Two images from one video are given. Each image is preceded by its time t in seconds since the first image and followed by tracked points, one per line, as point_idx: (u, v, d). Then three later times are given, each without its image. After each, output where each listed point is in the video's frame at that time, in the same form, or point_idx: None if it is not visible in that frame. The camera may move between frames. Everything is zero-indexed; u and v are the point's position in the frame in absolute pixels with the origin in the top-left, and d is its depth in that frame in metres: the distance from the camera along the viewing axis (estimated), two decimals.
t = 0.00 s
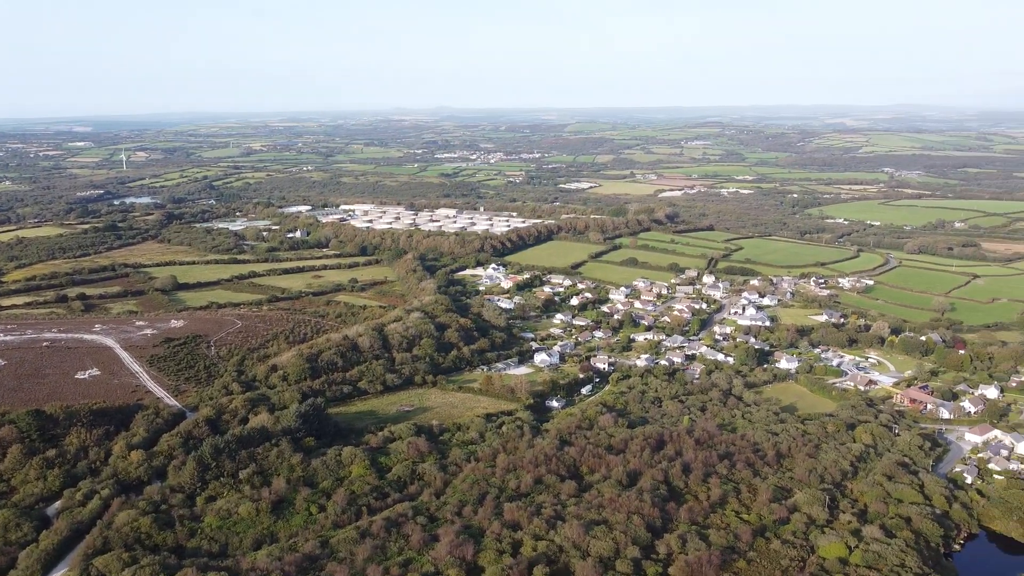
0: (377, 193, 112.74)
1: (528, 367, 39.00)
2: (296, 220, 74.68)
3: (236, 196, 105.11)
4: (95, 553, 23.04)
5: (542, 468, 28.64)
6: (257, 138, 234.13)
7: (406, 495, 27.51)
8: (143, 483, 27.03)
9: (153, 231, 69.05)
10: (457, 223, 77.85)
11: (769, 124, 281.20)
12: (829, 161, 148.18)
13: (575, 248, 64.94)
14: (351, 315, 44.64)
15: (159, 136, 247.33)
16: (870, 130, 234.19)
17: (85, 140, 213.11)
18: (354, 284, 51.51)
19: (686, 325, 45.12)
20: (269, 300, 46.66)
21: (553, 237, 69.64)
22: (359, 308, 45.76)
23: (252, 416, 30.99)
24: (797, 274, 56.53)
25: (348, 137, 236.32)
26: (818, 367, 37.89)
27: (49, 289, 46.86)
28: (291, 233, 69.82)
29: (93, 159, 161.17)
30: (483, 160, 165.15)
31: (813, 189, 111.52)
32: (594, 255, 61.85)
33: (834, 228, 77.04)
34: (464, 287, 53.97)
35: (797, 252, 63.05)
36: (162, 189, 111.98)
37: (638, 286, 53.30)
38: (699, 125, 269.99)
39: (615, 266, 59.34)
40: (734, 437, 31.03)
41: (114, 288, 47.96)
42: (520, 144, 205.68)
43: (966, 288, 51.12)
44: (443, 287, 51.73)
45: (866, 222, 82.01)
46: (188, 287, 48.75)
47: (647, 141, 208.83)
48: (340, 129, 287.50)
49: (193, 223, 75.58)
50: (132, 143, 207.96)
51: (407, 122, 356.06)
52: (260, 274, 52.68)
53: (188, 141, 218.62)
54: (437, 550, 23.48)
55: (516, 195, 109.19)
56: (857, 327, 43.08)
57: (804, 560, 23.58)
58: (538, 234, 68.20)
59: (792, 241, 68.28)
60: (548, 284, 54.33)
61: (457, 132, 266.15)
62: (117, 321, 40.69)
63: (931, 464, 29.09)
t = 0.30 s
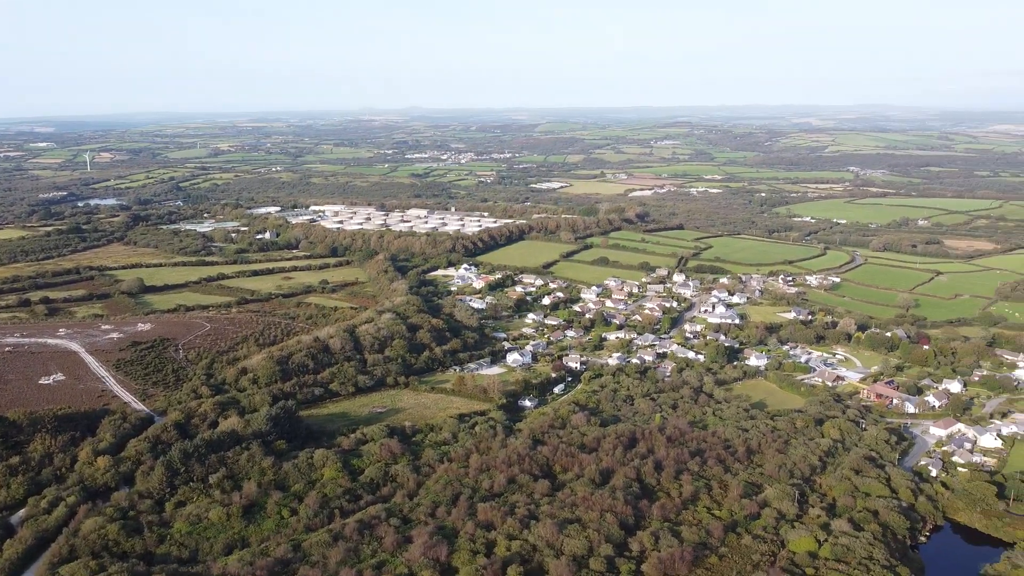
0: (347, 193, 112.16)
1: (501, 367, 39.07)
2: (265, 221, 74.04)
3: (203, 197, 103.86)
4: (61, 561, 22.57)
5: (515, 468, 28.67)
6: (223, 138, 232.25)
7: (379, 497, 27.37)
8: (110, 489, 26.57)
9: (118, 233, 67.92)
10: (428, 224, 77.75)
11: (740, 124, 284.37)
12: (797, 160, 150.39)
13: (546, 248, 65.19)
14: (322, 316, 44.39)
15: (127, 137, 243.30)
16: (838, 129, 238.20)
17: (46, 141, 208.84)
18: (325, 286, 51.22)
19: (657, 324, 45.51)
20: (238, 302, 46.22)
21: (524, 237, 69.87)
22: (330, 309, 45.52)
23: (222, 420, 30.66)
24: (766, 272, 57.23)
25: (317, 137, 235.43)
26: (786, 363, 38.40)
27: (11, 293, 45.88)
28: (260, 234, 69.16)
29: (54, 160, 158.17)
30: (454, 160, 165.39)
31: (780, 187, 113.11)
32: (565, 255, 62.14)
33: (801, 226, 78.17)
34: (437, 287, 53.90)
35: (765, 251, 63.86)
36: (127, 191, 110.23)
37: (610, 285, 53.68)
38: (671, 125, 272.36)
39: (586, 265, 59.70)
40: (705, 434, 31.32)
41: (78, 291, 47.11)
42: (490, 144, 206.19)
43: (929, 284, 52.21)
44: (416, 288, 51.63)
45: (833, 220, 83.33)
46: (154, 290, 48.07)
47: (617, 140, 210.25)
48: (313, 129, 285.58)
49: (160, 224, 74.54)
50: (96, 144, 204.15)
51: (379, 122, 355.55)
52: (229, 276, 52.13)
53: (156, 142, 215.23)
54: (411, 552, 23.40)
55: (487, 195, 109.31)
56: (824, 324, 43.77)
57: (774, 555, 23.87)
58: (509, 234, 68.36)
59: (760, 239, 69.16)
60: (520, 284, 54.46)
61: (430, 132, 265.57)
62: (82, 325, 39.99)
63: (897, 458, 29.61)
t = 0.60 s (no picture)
0: (317, 194, 111.42)
1: (473, 368, 39.10)
2: (233, 222, 73.24)
3: (169, 199, 102.41)
4: (25, 571, 22.10)
5: (488, 468, 28.66)
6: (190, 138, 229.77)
7: (352, 499, 27.21)
8: (76, 496, 26.08)
9: (82, 235, 66.74)
10: (399, 224, 77.48)
11: (713, 124, 287.31)
12: (765, 159, 152.41)
13: (517, 248, 65.30)
14: (293, 318, 44.06)
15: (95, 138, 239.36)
16: (807, 129, 241.77)
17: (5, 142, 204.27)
18: (295, 288, 50.87)
19: (629, 323, 45.84)
20: (206, 304, 45.72)
21: (495, 237, 69.98)
22: (300, 311, 45.22)
23: (191, 424, 30.29)
24: (735, 270, 57.87)
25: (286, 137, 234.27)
26: (756, 360, 38.88)
27: None
28: (228, 236, 68.39)
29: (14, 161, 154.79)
30: (425, 160, 165.22)
31: (749, 187, 114.52)
32: (536, 254, 62.34)
33: (769, 225, 79.14)
34: (408, 288, 53.77)
35: (735, 249, 64.58)
36: (92, 192, 108.28)
37: (581, 284, 53.93)
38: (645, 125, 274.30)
39: (557, 265, 59.91)
40: (676, 431, 31.57)
41: (41, 295, 46.17)
42: (461, 144, 206.21)
43: (894, 281, 53.23)
44: (387, 289, 51.48)
45: (800, 219, 84.56)
46: (120, 292, 47.34)
47: (587, 140, 211.19)
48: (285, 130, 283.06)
49: (125, 226, 73.41)
50: (61, 144, 200.28)
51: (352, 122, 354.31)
52: (198, 279, 51.50)
53: (123, 142, 211.54)
54: (384, 553, 23.29)
55: (458, 195, 109.35)
56: (792, 322, 44.39)
57: (745, 550, 24.14)
58: (480, 234, 68.41)
59: (729, 238, 69.96)
60: (492, 284, 54.52)
61: (405, 132, 264.55)
62: (45, 330, 39.22)
63: (864, 452, 30.10)
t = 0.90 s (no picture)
0: (287, 195, 110.58)
1: (446, 368, 39.08)
2: (200, 224, 72.39)
3: (135, 201, 100.90)
4: None
5: (461, 468, 28.65)
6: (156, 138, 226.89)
7: (324, 502, 27.01)
8: (41, 504, 25.53)
9: (44, 238, 65.41)
10: (370, 225, 77.21)
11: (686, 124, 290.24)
12: (734, 159, 154.45)
13: (489, 248, 65.32)
14: (263, 321, 43.66)
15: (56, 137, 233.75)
16: (776, 129, 245.27)
17: None
18: (265, 289, 50.41)
19: (600, 322, 46.10)
20: (173, 307, 45.13)
21: (467, 237, 70.02)
22: (270, 313, 44.84)
23: (159, 429, 29.87)
24: (705, 268, 58.49)
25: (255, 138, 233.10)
26: (726, 358, 39.31)
27: None
28: (195, 237, 67.54)
29: None
30: (397, 160, 164.88)
31: (718, 186, 115.89)
32: (508, 254, 62.46)
33: (738, 223, 79.99)
34: (380, 289, 53.56)
35: (705, 247, 65.22)
36: (55, 194, 106.09)
37: (553, 283, 54.10)
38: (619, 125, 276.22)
39: (529, 265, 60.04)
40: (648, 429, 31.80)
41: (2, 299, 45.16)
42: (432, 144, 206.15)
43: (860, 278, 54.16)
44: (359, 290, 51.24)
45: (768, 217, 85.72)
46: (84, 296, 46.52)
47: (557, 140, 212.32)
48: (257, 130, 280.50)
49: (89, 229, 72.15)
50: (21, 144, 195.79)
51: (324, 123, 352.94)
52: (165, 281, 50.78)
53: (89, 143, 207.61)
54: (357, 556, 23.15)
55: (429, 195, 109.30)
56: (761, 319, 44.95)
57: (717, 546, 24.38)
58: (452, 234, 68.41)
59: (699, 237, 70.69)
60: (465, 284, 54.52)
61: (378, 132, 263.05)
62: (7, 335, 38.35)
63: (832, 447, 30.57)
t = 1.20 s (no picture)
0: (255, 196, 109.65)
1: (418, 369, 39.04)
2: (167, 225, 71.44)
3: (99, 202, 99.17)
4: None
5: (434, 469, 28.58)
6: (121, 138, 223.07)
7: (295, 505, 26.77)
8: (4, 512, 24.96)
9: (4, 241, 63.98)
10: (340, 225, 76.82)
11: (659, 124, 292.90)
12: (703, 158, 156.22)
13: (460, 248, 65.34)
14: (232, 323, 43.22)
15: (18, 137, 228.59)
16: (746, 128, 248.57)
17: None
18: (233, 291, 49.92)
19: (572, 321, 46.31)
20: (140, 311, 44.48)
21: (438, 237, 69.96)
22: (239, 315, 44.41)
23: (126, 434, 29.43)
24: (675, 267, 59.00)
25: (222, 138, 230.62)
26: (696, 356, 39.73)
27: None
28: (161, 239, 66.62)
29: None
30: (368, 161, 164.42)
31: (687, 185, 117.06)
32: (479, 254, 62.49)
33: (708, 222, 80.88)
34: (351, 290, 53.29)
35: (675, 246, 65.80)
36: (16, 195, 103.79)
37: (525, 283, 54.24)
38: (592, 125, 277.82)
39: (501, 265, 60.12)
40: (620, 427, 31.99)
41: None
42: (403, 144, 205.82)
43: (827, 276, 55.05)
44: (330, 292, 50.94)
45: (737, 216, 86.78)
46: (47, 300, 45.67)
47: (528, 140, 213.07)
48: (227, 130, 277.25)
49: (51, 231, 70.79)
50: None
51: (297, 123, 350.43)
52: (132, 284, 49.99)
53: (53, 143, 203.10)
54: (330, 560, 22.95)
55: (400, 196, 109.10)
56: (731, 317, 45.45)
57: (689, 542, 24.59)
58: (422, 234, 68.31)
59: (669, 235, 71.31)
60: (436, 284, 54.46)
61: (351, 132, 261.45)
62: None
63: (801, 443, 31.01)
